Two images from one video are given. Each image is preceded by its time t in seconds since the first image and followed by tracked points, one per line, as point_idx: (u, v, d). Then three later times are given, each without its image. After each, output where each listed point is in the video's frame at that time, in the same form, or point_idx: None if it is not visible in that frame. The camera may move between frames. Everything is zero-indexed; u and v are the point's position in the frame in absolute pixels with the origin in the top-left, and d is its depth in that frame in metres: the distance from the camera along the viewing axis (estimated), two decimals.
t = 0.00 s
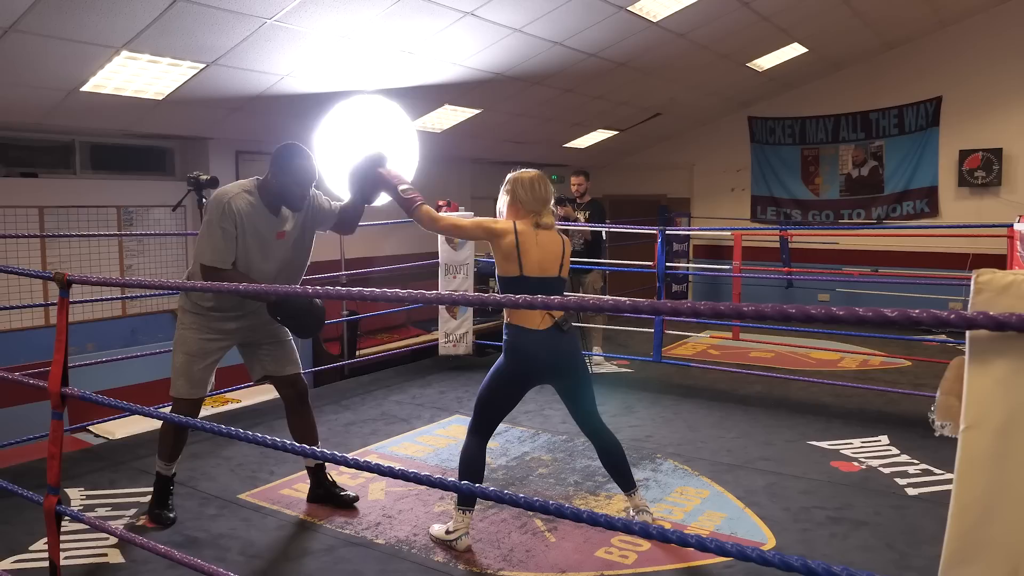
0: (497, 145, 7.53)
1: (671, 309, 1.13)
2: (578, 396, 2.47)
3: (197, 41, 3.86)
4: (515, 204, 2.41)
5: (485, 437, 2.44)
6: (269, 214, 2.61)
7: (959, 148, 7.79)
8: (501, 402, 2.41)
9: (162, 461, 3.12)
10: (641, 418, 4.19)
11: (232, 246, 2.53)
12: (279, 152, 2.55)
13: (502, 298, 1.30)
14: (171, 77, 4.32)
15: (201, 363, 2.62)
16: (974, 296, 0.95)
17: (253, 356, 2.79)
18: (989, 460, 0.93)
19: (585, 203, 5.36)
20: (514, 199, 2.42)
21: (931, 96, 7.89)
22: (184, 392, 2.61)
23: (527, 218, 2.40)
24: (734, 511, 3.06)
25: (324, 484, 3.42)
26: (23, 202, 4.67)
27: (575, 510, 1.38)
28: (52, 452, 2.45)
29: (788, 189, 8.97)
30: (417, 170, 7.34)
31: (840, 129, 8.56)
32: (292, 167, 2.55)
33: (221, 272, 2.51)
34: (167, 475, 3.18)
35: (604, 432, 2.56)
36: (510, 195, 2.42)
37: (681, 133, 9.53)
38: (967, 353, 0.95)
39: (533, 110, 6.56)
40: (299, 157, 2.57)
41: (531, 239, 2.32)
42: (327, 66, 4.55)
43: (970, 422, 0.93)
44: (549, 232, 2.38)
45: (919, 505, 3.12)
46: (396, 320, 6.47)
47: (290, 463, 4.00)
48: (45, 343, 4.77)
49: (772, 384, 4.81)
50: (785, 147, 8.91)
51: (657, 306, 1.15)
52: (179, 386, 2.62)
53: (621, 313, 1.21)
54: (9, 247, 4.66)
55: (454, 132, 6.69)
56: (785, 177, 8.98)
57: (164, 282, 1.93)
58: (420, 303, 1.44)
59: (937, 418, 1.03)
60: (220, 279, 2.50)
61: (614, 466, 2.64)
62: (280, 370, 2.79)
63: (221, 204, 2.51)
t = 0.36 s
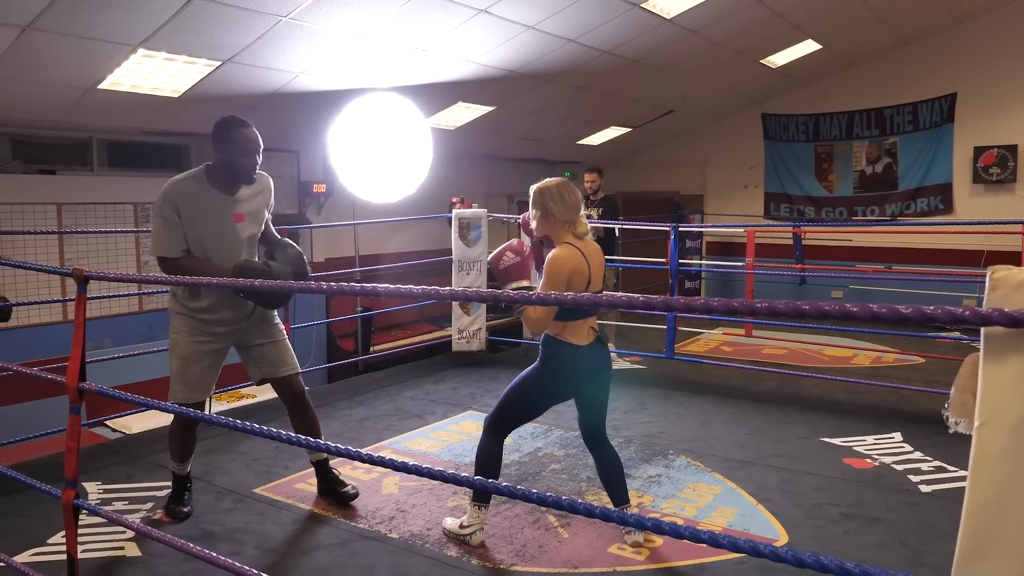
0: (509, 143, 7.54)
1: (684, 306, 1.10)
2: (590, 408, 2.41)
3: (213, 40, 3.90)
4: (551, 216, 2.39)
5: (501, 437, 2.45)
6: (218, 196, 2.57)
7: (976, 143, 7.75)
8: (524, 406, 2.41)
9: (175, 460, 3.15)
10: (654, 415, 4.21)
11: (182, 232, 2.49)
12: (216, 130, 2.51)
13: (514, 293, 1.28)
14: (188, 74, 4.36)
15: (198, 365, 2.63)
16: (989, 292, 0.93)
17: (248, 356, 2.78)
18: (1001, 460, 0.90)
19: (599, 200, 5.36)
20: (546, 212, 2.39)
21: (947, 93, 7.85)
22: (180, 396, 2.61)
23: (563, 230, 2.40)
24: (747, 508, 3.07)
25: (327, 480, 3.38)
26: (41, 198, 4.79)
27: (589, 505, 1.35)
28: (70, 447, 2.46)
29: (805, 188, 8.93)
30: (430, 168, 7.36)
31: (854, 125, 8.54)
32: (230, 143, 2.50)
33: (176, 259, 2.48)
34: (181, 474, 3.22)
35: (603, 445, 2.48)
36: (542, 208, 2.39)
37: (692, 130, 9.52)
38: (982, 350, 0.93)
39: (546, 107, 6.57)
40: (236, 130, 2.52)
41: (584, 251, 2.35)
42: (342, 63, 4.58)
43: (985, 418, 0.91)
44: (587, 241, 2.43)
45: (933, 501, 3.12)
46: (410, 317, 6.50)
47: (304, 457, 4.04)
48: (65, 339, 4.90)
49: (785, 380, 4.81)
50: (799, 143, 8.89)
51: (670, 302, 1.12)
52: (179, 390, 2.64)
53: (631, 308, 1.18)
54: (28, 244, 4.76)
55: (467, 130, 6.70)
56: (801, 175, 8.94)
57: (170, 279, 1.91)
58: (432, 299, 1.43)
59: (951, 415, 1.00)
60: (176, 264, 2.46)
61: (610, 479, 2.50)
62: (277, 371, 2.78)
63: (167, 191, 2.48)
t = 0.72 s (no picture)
0: (513, 143, 7.63)
1: (684, 302, 1.16)
2: (574, 390, 2.53)
3: (223, 43, 3.99)
4: (539, 202, 2.48)
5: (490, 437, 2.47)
6: (226, 191, 2.50)
7: (969, 145, 7.81)
8: (509, 401, 2.46)
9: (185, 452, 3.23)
10: (654, 409, 4.29)
11: (191, 228, 2.42)
12: (220, 125, 2.44)
13: (521, 291, 1.33)
14: (199, 77, 4.46)
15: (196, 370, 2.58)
16: (984, 290, 0.97)
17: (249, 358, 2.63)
18: (994, 453, 0.95)
19: (601, 199, 5.44)
20: (537, 196, 2.48)
21: (942, 93, 7.91)
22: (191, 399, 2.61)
23: (549, 215, 2.48)
24: (745, 501, 3.15)
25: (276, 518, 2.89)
26: (56, 198, 4.93)
27: (587, 495, 1.41)
28: (84, 439, 2.50)
29: (799, 185, 9.01)
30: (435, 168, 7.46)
31: (850, 126, 8.59)
32: (236, 136, 2.42)
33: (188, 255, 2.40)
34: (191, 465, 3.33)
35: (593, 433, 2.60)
36: (534, 191, 2.48)
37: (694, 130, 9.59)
38: (977, 347, 0.97)
39: (549, 108, 6.65)
40: (246, 127, 2.44)
41: (559, 241, 2.42)
42: (348, 66, 4.68)
43: (979, 413, 0.96)
44: (570, 232, 2.50)
45: (927, 494, 3.19)
46: (415, 314, 6.61)
47: (312, 450, 4.13)
48: (79, 335, 5.03)
49: (783, 376, 4.90)
50: (797, 144, 8.94)
51: (669, 298, 1.18)
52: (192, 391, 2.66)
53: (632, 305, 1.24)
54: (41, 242, 4.90)
55: (471, 130, 6.79)
56: (797, 174, 9.02)
57: (188, 276, 1.97)
58: (439, 295, 1.48)
59: (947, 409, 1.07)
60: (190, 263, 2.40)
61: (605, 467, 2.64)
62: (258, 371, 2.53)
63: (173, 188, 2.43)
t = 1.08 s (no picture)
0: (524, 142, 7.63)
1: (698, 300, 1.15)
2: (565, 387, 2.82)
3: (235, 43, 4.01)
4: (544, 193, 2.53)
5: (508, 433, 2.46)
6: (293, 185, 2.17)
7: (983, 142, 7.75)
8: (527, 396, 2.48)
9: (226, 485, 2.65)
10: (666, 408, 4.28)
11: (243, 220, 2.10)
12: (302, 110, 2.11)
13: (533, 289, 1.32)
14: (211, 78, 4.49)
15: (256, 370, 2.23)
16: (1001, 288, 0.98)
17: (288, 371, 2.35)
18: (1012, 450, 0.95)
19: (611, 198, 5.43)
20: (543, 188, 2.54)
21: (956, 91, 7.85)
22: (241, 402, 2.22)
23: (552, 209, 2.55)
24: (758, 500, 3.13)
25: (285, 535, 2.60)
26: (72, 199, 4.99)
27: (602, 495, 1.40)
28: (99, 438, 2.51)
29: (812, 184, 8.97)
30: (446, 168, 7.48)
31: (863, 123, 8.55)
32: (312, 125, 2.10)
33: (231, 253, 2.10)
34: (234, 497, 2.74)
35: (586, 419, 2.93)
36: (541, 183, 2.53)
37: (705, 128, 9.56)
38: (993, 344, 0.97)
39: (559, 107, 6.64)
40: (320, 114, 2.11)
41: (568, 232, 2.51)
42: (360, 66, 4.70)
43: (996, 412, 0.96)
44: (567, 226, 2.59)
45: (941, 494, 3.17)
46: (426, 313, 6.63)
47: (324, 449, 4.14)
48: (95, 334, 5.10)
49: (795, 375, 4.88)
50: (809, 142, 8.90)
51: (683, 297, 1.17)
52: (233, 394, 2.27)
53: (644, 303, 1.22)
54: (57, 242, 4.97)
55: (482, 130, 6.80)
56: (810, 172, 8.97)
57: (203, 276, 1.96)
58: (451, 293, 1.47)
59: (963, 408, 1.08)
60: (235, 261, 2.09)
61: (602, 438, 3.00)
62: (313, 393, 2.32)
63: (236, 172, 2.10)
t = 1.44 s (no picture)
0: (528, 140, 7.63)
1: (702, 298, 1.13)
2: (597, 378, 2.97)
3: (239, 42, 4.02)
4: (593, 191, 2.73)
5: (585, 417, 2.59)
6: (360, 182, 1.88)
7: (987, 137, 7.74)
8: (595, 377, 2.60)
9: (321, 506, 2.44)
10: (671, 406, 4.28)
11: (303, 227, 1.82)
12: (367, 96, 1.84)
13: (536, 287, 1.30)
14: (214, 77, 4.49)
15: (370, 397, 1.90)
16: (1007, 283, 0.98)
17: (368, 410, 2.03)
18: (1014, 446, 0.93)
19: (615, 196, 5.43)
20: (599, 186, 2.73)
21: (960, 86, 7.83)
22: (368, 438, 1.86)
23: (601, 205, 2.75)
24: (764, 497, 3.13)
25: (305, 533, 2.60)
26: (77, 198, 5.00)
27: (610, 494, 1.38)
28: (105, 437, 2.51)
29: (818, 181, 8.95)
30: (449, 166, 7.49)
31: (867, 120, 8.53)
32: (381, 111, 1.84)
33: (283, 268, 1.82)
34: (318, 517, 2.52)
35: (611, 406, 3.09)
36: (599, 182, 2.71)
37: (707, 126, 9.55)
38: (998, 339, 0.96)
39: (562, 105, 6.64)
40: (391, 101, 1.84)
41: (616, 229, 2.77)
42: (364, 64, 4.70)
43: (1001, 407, 0.93)
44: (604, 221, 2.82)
45: (947, 490, 3.17)
46: (430, 311, 6.63)
47: (330, 448, 4.14)
48: (99, 333, 5.11)
49: (800, 372, 4.88)
50: (813, 138, 8.89)
51: (685, 294, 1.14)
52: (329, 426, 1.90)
53: (648, 301, 1.20)
54: (62, 242, 4.98)
55: (486, 128, 6.80)
56: (814, 169, 8.96)
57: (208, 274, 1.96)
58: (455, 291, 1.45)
59: (969, 404, 1.08)
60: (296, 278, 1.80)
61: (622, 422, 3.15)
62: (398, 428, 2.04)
63: (302, 174, 1.81)
